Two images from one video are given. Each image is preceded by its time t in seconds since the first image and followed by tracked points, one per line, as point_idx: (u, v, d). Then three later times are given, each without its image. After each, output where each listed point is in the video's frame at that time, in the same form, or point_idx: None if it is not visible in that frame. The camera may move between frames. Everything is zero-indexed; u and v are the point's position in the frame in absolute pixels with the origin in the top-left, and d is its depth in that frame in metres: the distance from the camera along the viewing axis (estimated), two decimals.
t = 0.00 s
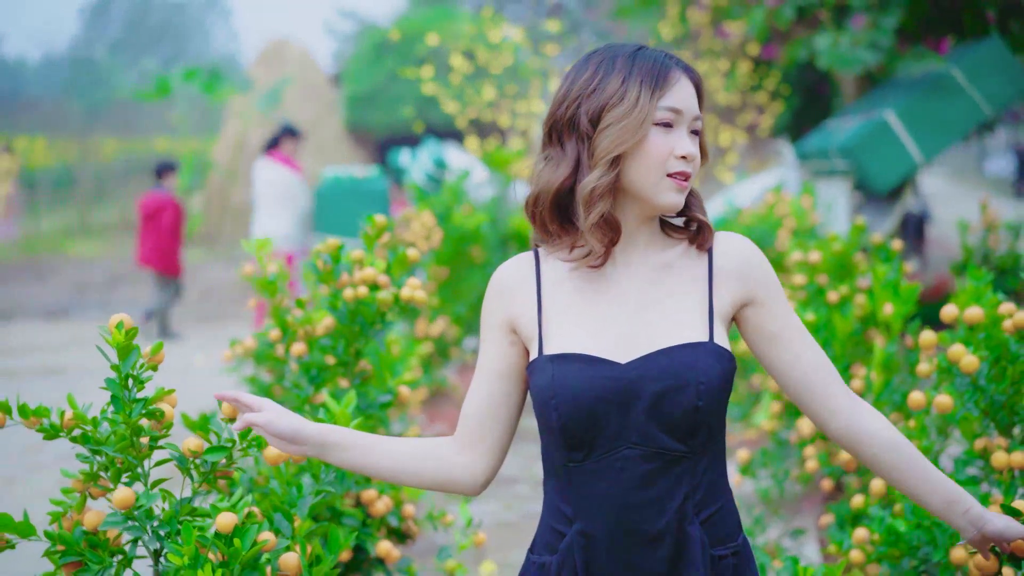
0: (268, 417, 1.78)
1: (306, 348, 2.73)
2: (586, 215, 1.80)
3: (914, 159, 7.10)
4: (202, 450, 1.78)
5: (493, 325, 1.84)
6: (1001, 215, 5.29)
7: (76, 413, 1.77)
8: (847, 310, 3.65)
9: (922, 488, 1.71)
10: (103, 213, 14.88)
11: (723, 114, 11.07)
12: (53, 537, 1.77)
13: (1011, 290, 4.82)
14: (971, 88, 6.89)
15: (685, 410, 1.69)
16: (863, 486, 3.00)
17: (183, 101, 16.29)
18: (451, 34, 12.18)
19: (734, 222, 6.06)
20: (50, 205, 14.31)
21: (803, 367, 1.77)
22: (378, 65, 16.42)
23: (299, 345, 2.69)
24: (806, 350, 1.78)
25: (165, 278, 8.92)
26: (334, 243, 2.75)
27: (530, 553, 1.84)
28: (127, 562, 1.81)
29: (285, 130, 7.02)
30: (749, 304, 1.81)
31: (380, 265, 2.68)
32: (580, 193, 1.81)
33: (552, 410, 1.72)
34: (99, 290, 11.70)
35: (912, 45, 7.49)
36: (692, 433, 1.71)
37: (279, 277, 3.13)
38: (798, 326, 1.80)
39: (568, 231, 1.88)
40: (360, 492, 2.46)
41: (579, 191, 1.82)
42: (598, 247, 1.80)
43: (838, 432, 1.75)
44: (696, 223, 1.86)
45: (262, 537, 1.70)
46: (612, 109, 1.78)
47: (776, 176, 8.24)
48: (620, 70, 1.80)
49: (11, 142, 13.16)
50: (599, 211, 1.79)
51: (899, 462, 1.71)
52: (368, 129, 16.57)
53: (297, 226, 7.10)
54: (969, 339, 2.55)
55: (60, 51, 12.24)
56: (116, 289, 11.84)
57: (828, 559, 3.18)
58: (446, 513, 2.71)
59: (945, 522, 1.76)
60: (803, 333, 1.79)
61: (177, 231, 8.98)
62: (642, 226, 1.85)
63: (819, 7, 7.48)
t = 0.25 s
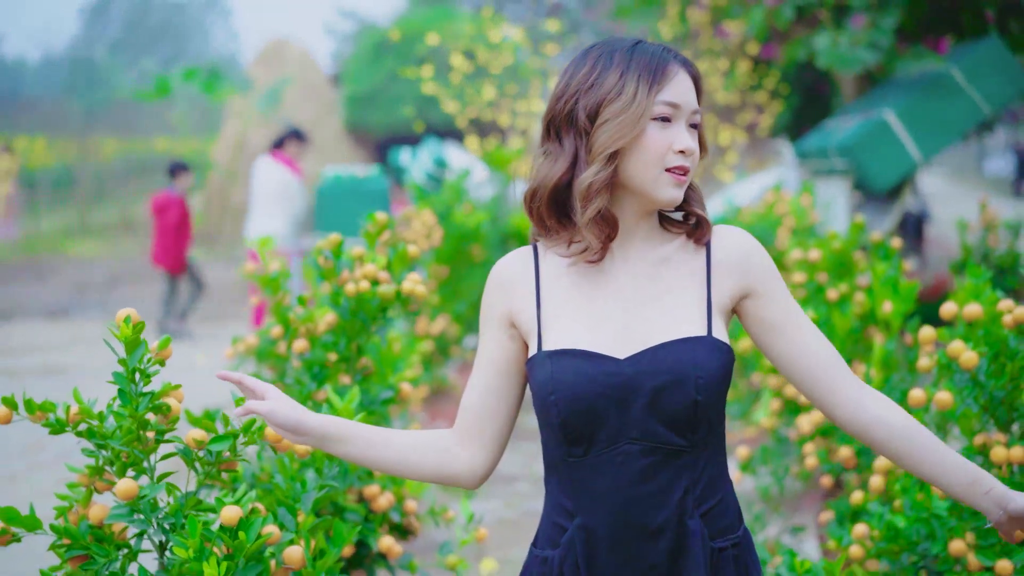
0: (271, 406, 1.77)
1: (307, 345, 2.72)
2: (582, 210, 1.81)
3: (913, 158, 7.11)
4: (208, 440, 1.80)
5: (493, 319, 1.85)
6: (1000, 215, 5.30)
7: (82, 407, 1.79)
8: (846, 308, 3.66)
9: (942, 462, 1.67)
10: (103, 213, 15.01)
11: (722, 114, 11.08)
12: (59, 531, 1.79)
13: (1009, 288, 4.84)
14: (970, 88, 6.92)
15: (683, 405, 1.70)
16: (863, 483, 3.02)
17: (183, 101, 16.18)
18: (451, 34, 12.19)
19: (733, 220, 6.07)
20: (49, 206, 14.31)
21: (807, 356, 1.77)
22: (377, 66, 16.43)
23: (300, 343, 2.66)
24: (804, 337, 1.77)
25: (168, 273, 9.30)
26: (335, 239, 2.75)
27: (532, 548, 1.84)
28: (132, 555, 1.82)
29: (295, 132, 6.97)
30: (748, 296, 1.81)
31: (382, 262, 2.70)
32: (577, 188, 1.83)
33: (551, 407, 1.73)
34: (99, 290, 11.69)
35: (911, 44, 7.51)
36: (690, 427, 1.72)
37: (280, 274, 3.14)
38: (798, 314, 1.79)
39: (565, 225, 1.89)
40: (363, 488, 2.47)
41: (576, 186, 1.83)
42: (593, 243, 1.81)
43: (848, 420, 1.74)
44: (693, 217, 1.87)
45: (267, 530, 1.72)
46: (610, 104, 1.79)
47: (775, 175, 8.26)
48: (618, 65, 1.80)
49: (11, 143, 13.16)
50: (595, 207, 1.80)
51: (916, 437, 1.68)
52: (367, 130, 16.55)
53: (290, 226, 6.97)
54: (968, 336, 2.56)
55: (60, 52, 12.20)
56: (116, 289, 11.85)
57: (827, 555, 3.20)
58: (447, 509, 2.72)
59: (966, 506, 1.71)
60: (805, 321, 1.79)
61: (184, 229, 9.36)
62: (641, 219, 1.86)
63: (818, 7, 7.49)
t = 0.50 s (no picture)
0: (273, 402, 1.80)
1: (311, 342, 2.75)
2: (577, 206, 1.83)
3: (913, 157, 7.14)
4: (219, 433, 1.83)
5: (494, 316, 1.86)
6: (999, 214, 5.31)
7: (89, 404, 1.81)
8: (846, 306, 3.68)
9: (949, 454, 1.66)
10: (102, 213, 15.03)
11: (722, 114, 11.10)
12: (66, 526, 1.80)
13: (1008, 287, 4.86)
14: (969, 88, 6.92)
15: (682, 400, 1.70)
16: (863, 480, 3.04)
17: (182, 102, 16.34)
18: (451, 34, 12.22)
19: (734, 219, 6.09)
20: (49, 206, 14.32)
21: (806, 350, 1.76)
22: (377, 66, 16.44)
23: (303, 339, 2.71)
24: (803, 333, 1.76)
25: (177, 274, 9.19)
26: (338, 237, 2.74)
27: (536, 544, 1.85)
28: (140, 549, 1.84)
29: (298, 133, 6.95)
30: (748, 291, 1.81)
31: (384, 258, 2.72)
32: (574, 185, 1.84)
33: (551, 403, 1.75)
34: (99, 290, 11.69)
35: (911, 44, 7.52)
36: (690, 423, 1.72)
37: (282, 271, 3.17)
38: (797, 309, 1.78)
39: (562, 220, 1.90)
40: (366, 484, 2.48)
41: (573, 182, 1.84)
42: (589, 238, 1.82)
43: (851, 413, 1.72)
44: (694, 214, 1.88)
45: (273, 523, 1.73)
46: (609, 101, 1.79)
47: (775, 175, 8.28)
48: (618, 63, 1.80)
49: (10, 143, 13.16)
50: (592, 203, 1.81)
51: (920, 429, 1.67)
52: (367, 130, 16.62)
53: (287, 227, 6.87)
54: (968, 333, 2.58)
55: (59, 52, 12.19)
56: (116, 289, 11.87)
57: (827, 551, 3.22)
58: (450, 505, 2.74)
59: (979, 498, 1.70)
60: (804, 317, 1.77)
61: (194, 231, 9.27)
62: (640, 215, 1.87)
63: (818, 7, 7.50)
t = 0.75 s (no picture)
0: (276, 418, 1.80)
1: (315, 340, 2.75)
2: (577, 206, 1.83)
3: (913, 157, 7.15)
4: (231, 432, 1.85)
5: (499, 314, 1.87)
6: (998, 213, 5.30)
7: (99, 402, 1.84)
8: (846, 305, 3.69)
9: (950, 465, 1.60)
10: (101, 213, 15.05)
11: (722, 114, 11.13)
12: (76, 523, 1.82)
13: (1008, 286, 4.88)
14: (969, 88, 6.95)
15: (684, 399, 1.70)
16: (863, 478, 3.06)
17: (182, 102, 16.24)
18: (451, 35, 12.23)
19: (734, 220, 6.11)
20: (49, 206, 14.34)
21: (805, 355, 1.73)
22: (377, 65, 16.31)
23: (309, 337, 2.72)
24: (803, 336, 1.74)
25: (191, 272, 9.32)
26: (343, 237, 2.75)
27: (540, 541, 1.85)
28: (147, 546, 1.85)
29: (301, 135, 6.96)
30: (748, 291, 1.79)
31: (389, 258, 2.75)
32: (576, 184, 1.85)
33: (554, 401, 1.75)
34: (99, 290, 11.70)
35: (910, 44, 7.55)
36: (692, 421, 1.72)
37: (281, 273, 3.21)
38: (797, 313, 1.75)
39: (563, 219, 1.92)
40: (370, 482, 2.49)
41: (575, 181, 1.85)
42: (590, 237, 1.82)
43: (848, 415, 1.70)
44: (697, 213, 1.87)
45: (282, 519, 1.75)
46: (612, 102, 1.80)
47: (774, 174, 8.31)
48: (620, 64, 1.81)
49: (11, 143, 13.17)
50: (592, 203, 1.82)
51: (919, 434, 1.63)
52: (367, 130, 16.62)
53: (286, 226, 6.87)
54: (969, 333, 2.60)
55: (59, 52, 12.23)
56: (117, 288, 11.88)
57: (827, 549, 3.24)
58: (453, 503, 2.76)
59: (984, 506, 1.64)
60: (804, 321, 1.74)
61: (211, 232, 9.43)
62: (643, 214, 1.86)
63: (818, 7, 7.51)
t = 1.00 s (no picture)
0: (315, 452, 1.76)
1: (322, 339, 2.80)
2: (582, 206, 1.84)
3: (913, 158, 7.16)
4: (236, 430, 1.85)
5: (509, 314, 1.87)
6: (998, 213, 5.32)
7: (109, 399, 1.85)
8: (847, 305, 3.71)
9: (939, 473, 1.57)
10: (101, 213, 14.97)
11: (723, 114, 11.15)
12: (86, 520, 1.83)
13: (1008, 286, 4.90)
14: (969, 88, 6.96)
15: (689, 399, 1.69)
16: (865, 476, 3.08)
17: (182, 101, 15.94)
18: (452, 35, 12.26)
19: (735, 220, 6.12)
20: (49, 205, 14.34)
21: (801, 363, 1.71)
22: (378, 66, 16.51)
23: (316, 337, 2.75)
24: (800, 345, 1.71)
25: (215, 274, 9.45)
26: (351, 237, 2.75)
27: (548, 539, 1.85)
28: (157, 542, 1.87)
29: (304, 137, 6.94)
30: (748, 294, 1.77)
31: (395, 258, 2.76)
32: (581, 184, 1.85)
33: (561, 400, 1.75)
34: (100, 289, 11.71)
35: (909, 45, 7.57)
36: (698, 420, 1.71)
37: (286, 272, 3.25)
38: (797, 319, 1.73)
39: (570, 220, 1.92)
40: (377, 481, 2.52)
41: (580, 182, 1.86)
42: (596, 238, 1.82)
43: (840, 422, 1.66)
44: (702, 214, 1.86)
45: (293, 515, 1.78)
46: (616, 103, 1.80)
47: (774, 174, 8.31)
48: (625, 65, 1.81)
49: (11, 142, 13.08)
50: (597, 203, 1.82)
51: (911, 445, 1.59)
52: (367, 130, 16.55)
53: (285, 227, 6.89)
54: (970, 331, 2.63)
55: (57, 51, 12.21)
56: (117, 288, 11.89)
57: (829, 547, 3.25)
58: (458, 501, 2.78)
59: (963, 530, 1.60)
60: (803, 329, 1.72)
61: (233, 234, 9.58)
62: (648, 214, 1.85)
63: (818, 7, 7.53)
